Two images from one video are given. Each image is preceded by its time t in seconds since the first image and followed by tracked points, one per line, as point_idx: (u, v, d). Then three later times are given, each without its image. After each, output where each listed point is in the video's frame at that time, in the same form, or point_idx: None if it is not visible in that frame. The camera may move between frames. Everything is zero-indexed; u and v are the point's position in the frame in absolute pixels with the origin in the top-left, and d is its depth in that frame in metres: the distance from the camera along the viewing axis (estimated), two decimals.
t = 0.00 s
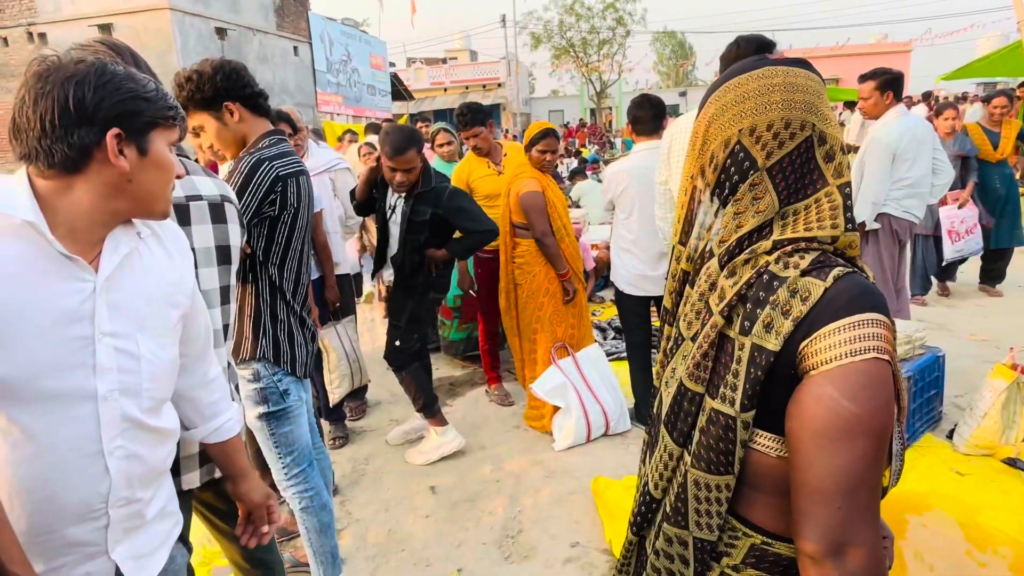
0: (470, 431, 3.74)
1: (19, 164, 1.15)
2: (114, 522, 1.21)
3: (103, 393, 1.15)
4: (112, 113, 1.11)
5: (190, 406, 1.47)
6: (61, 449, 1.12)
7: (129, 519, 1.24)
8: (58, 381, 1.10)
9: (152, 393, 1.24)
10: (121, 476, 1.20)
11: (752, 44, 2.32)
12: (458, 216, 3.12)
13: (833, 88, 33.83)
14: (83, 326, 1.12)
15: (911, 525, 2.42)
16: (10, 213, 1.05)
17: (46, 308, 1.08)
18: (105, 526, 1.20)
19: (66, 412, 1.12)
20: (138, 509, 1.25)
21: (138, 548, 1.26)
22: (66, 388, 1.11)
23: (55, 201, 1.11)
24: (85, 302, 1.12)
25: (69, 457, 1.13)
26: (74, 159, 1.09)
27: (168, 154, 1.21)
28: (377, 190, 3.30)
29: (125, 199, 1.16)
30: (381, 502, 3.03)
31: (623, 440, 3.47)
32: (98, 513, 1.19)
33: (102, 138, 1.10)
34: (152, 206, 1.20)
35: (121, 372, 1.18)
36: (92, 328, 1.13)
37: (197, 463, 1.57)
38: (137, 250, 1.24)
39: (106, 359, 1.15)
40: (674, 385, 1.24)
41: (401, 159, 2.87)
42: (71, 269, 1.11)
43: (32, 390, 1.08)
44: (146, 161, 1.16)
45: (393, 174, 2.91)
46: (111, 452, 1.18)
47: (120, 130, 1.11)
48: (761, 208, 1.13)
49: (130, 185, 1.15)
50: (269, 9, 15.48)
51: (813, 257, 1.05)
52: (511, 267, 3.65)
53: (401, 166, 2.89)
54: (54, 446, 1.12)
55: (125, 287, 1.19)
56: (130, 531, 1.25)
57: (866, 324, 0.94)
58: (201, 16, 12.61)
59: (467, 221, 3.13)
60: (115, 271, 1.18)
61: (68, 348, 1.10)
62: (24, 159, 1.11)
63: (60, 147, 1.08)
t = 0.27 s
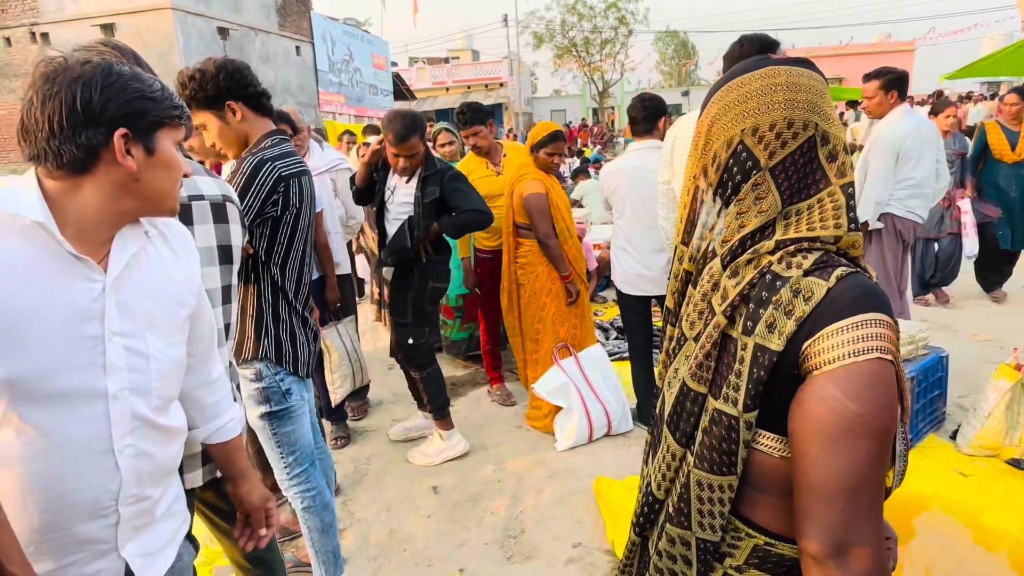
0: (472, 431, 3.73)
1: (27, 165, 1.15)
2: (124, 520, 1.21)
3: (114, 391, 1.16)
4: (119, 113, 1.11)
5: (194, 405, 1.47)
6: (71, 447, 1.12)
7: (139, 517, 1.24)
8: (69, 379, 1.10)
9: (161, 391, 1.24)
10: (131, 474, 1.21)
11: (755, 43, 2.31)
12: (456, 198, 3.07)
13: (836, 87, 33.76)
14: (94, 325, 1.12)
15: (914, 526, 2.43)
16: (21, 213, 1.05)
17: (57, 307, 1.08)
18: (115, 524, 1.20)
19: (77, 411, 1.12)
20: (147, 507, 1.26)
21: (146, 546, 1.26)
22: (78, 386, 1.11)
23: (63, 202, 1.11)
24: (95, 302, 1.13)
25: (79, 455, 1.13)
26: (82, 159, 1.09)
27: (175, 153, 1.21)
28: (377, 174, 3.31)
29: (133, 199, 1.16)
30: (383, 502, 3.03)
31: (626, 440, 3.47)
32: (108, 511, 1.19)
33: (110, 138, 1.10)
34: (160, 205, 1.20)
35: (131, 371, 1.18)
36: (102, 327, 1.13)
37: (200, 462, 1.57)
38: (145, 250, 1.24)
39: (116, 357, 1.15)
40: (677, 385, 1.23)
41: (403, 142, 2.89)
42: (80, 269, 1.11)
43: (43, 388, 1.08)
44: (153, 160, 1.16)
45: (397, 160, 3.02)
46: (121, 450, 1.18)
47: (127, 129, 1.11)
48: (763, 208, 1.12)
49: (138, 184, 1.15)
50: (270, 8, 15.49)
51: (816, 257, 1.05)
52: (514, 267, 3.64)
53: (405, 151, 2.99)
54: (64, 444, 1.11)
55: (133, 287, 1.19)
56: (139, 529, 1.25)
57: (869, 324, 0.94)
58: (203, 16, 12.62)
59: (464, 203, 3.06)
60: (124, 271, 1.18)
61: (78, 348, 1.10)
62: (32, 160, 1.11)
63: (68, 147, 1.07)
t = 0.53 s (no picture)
0: (473, 431, 3.73)
1: (32, 165, 1.14)
2: (126, 518, 1.20)
3: (116, 391, 1.15)
4: (122, 113, 1.10)
5: (190, 408, 1.46)
6: (74, 447, 1.11)
7: (141, 515, 1.23)
8: (72, 378, 1.09)
9: (163, 391, 1.24)
10: (133, 474, 1.20)
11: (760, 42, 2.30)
12: (459, 196, 3.06)
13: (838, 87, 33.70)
14: (96, 324, 1.12)
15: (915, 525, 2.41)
16: (25, 213, 1.05)
17: (61, 306, 1.07)
18: (117, 523, 1.20)
19: (79, 410, 1.11)
20: (149, 506, 1.25)
21: (148, 545, 1.26)
22: (80, 386, 1.10)
23: (66, 202, 1.11)
24: (98, 302, 1.12)
25: (80, 455, 1.12)
26: (85, 160, 1.08)
27: (177, 153, 1.20)
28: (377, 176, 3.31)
29: (136, 199, 1.15)
30: (384, 502, 3.03)
31: (627, 440, 3.46)
32: (111, 509, 1.18)
33: (112, 138, 1.09)
34: (163, 205, 1.20)
35: (133, 370, 1.17)
36: (105, 327, 1.13)
37: (199, 462, 1.57)
38: (147, 251, 1.24)
39: (119, 357, 1.14)
40: (679, 385, 1.22)
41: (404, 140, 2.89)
42: (83, 269, 1.10)
43: (45, 388, 1.07)
44: (155, 160, 1.15)
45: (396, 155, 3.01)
46: (123, 449, 1.17)
47: (129, 129, 1.11)
48: (766, 207, 1.11)
49: (141, 185, 1.15)
50: (272, 8, 15.50)
51: (819, 256, 1.03)
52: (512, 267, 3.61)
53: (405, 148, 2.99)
54: (66, 444, 1.11)
55: (135, 287, 1.19)
56: (141, 527, 1.24)
57: (873, 324, 0.93)
58: (204, 15, 12.62)
59: (467, 201, 3.05)
60: (127, 271, 1.17)
61: (81, 347, 1.10)
62: (36, 161, 1.10)
63: (71, 147, 1.07)
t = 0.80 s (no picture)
0: (475, 431, 3.73)
1: (37, 167, 1.14)
2: (131, 518, 1.20)
3: (122, 391, 1.15)
4: (128, 115, 1.10)
5: (194, 406, 1.46)
6: (78, 448, 1.11)
7: (146, 514, 1.23)
8: (77, 380, 1.09)
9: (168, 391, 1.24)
10: (139, 473, 1.20)
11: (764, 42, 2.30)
12: (468, 199, 2.98)
13: (840, 87, 33.66)
14: (101, 325, 1.12)
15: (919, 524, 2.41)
16: (32, 216, 1.05)
17: (66, 307, 1.07)
18: (122, 522, 1.20)
19: (85, 411, 1.11)
20: (154, 504, 1.25)
21: (153, 544, 1.26)
22: (86, 386, 1.10)
23: (72, 205, 1.11)
24: (104, 302, 1.12)
25: (85, 455, 1.13)
26: (91, 162, 1.08)
27: (182, 154, 1.21)
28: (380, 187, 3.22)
29: (142, 200, 1.15)
30: (386, 502, 3.02)
31: (629, 441, 3.45)
32: (116, 509, 1.18)
33: (118, 141, 1.09)
34: (169, 206, 1.20)
35: (139, 371, 1.17)
36: (110, 328, 1.13)
37: (201, 462, 1.57)
38: (152, 252, 1.24)
39: (124, 357, 1.14)
40: (683, 385, 1.22)
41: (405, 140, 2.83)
42: (88, 270, 1.10)
43: (51, 388, 1.07)
44: (161, 162, 1.15)
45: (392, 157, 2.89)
46: (128, 448, 1.17)
47: (135, 132, 1.11)
48: (771, 207, 1.11)
49: (146, 186, 1.15)
50: (274, 8, 15.52)
51: (824, 256, 1.03)
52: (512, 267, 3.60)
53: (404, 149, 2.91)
54: (71, 445, 1.11)
55: (139, 287, 1.19)
56: (146, 526, 1.24)
57: (879, 324, 0.93)
58: (206, 16, 12.64)
59: (476, 204, 2.97)
60: (131, 273, 1.18)
61: (87, 348, 1.10)
62: (42, 163, 1.10)
63: (76, 150, 1.07)
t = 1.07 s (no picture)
0: (476, 432, 3.72)
1: (41, 170, 1.14)
2: (136, 518, 1.21)
3: (127, 393, 1.15)
4: (134, 118, 1.10)
5: (196, 406, 1.46)
6: (84, 449, 1.11)
7: (151, 514, 1.24)
8: (83, 382, 1.09)
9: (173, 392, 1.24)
10: (144, 474, 1.20)
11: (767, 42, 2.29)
12: (468, 197, 2.75)
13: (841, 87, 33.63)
14: (107, 327, 1.12)
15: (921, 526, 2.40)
16: (38, 219, 1.04)
17: (72, 309, 1.07)
18: (127, 523, 1.20)
19: (91, 412, 1.11)
20: (158, 505, 1.25)
21: (157, 544, 1.26)
22: (92, 388, 1.10)
23: (77, 207, 1.11)
24: (110, 304, 1.12)
25: (90, 456, 1.13)
26: (97, 165, 1.08)
27: (187, 157, 1.21)
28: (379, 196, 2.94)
29: (148, 202, 1.16)
30: (388, 503, 3.03)
31: (631, 441, 3.45)
32: (122, 509, 1.18)
33: (124, 143, 1.09)
34: (175, 208, 1.20)
35: (144, 372, 1.18)
36: (116, 330, 1.13)
37: (201, 462, 1.57)
38: (157, 254, 1.24)
39: (130, 359, 1.15)
40: (686, 386, 1.22)
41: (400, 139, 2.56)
42: (95, 272, 1.10)
43: (57, 390, 1.07)
44: (167, 165, 1.16)
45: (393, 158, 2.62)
46: (133, 449, 1.17)
47: (142, 134, 1.11)
48: (775, 207, 1.11)
49: (152, 189, 1.15)
50: (275, 9, 15.52)
51: (829, 256, 1.03)
52: (512, 268, 3.58)
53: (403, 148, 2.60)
54: (77, 446, 1.11)
55: (144, 289, 1.19)
56: (151, 525, 1.24)
57: (884, 325, 0.92)
58: (208, 16, 12.65)
59: (477, 201, 2.74)
60: (137, 275, 1.17)
61: (93, 350, 1.10)
62: (47, 166, 1.10)
63: (82, 153, 1.07)
